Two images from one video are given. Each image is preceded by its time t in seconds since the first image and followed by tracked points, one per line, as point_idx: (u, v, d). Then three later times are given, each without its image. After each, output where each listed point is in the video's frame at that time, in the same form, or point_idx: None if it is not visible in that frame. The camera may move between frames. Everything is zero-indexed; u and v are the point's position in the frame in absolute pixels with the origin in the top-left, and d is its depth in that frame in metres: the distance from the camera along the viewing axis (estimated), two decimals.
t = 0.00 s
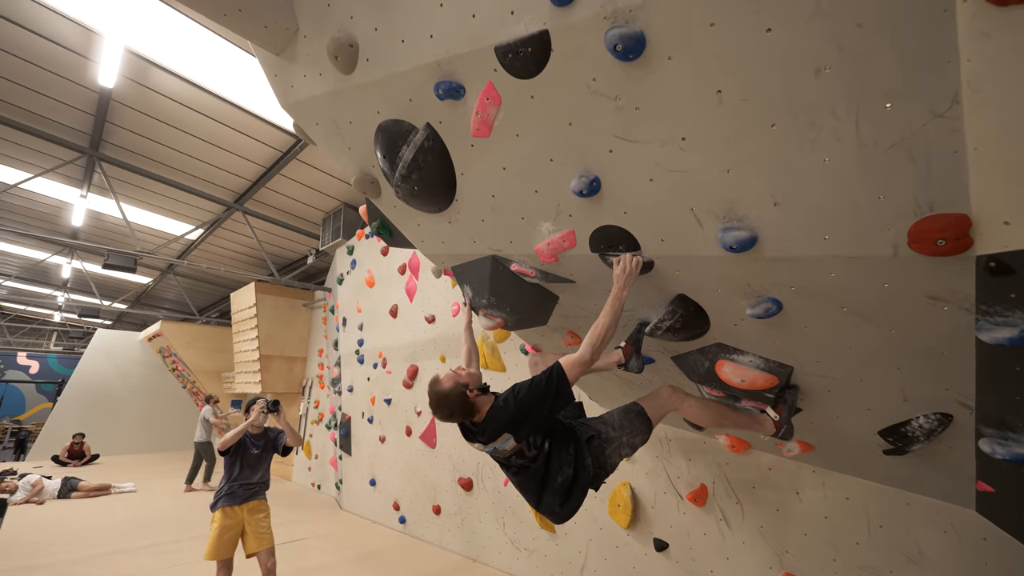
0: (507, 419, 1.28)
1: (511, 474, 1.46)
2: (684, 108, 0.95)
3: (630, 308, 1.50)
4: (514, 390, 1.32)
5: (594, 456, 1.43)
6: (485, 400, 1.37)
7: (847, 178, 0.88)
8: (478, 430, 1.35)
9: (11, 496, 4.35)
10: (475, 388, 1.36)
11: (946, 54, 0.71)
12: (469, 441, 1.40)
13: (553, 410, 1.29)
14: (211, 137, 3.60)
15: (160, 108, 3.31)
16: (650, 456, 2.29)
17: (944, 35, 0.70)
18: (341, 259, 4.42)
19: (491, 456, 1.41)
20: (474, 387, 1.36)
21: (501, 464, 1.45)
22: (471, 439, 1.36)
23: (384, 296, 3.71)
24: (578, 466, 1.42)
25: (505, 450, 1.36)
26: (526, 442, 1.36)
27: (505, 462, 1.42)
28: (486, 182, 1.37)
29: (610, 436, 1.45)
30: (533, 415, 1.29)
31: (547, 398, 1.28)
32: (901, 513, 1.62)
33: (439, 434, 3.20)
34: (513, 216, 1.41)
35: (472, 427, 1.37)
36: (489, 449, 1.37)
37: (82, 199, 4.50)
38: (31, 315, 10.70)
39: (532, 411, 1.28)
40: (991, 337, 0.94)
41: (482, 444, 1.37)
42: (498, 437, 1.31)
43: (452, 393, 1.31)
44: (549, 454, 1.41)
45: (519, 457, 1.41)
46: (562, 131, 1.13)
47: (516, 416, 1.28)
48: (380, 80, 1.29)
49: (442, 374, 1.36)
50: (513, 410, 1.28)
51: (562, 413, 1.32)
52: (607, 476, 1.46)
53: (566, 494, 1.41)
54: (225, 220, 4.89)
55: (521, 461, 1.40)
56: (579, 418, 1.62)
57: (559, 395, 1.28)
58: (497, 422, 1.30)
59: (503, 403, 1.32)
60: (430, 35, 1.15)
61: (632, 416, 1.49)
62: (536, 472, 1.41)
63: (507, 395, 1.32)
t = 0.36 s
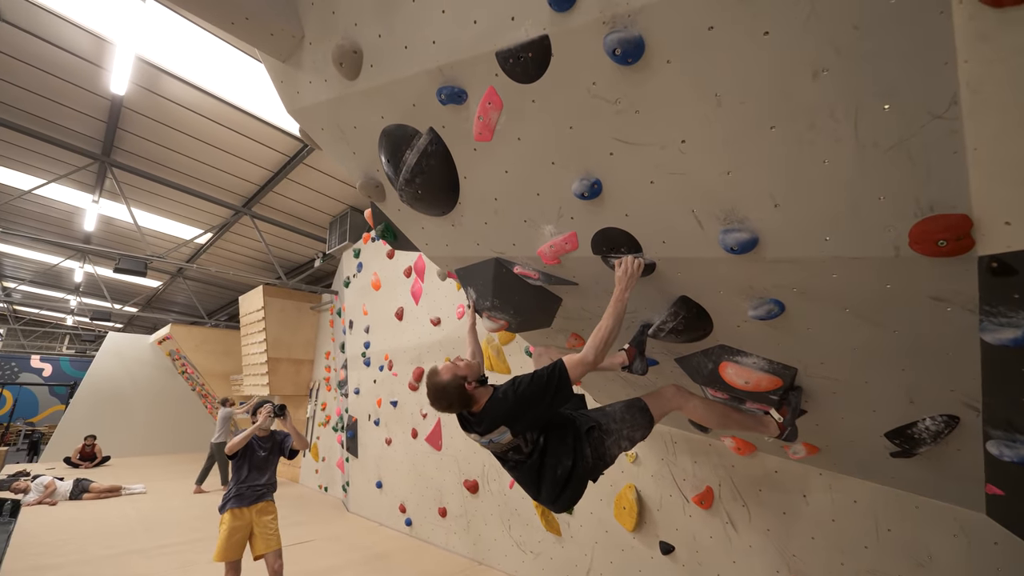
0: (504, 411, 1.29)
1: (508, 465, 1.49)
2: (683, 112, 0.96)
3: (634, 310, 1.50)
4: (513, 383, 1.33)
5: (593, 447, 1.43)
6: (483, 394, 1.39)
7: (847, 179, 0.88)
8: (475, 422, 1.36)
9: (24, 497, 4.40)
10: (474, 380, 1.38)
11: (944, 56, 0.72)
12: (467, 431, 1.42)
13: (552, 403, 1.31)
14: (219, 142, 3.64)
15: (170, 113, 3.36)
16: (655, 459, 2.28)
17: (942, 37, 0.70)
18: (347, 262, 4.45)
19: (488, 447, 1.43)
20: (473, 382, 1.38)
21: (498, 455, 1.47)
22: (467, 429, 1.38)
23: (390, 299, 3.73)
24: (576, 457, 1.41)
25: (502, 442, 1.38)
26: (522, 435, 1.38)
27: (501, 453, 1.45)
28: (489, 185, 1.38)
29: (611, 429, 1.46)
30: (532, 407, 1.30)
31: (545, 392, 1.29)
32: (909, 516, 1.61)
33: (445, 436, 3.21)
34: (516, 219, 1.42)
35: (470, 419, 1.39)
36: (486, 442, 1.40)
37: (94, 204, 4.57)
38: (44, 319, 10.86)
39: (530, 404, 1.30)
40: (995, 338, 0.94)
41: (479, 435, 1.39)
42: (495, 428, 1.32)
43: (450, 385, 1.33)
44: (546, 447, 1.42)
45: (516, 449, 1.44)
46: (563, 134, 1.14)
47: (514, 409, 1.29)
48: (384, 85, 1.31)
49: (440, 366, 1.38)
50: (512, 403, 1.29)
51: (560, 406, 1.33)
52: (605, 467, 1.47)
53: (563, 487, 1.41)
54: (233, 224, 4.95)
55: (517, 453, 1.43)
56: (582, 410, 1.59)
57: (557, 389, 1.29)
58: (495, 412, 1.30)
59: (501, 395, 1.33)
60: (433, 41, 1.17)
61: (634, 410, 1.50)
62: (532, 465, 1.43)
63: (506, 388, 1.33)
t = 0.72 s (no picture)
0: (507, 421, 1.30)
1: (514, 471, 1.50)
2: (677, 113, 0.97)
3: (632, 310, 1.50)
4: (514, 392, 1.32)
5: (597, 454, 1.43)
6: (486, 402, 1.41)
7: (841, 179, 0.88)
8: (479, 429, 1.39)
9: (28, 499, 4.43)
10: (480, 387, 1.39)
11: (934, 55, 0.72)
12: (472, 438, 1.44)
13: (554, 411, 1.30)
14: (221, 145, 3.66)
15: (172, 117, 3.39)
16: (656, 460, 2.28)
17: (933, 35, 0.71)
18: (349, 265, 4.47)
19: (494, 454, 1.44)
20: (479, 389, 1.40)
21: (504, 461, 1.49)
22: (473, 438, 1.41)
23: (392, 301, 3.74)
24: (581, 465, 1.41)
25: (506, 450, 1.39)
26: (526, 442, 1.39)
27: (507, 460, 1.46)
28: (487, 187, 1.39)
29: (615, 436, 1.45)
30: (534, 415, 1.29)
31: (545, 401, 1.28)
32: (909, 517, 1.60)
33: (446, 438, 3.21)
34: (514, 220, 1.42)
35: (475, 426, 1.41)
36: (491, 450, 1.41)
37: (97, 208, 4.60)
38: (49, 322, 10.92)
39: (532, 413, 1.29)
40: (991, 337, 0.93)
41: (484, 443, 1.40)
42: (499, 437, 1.33)
43: (455, 385, 1.37)
44: (550, 454, 1.43)
45: (521, 456, 1.44)
46: (559, 135, 1.14)
47: (516, 419, 1.29)
48: (381, 88, 1.32)
49: (454, 363, 1.41)
50: (513, 412, 1.29)
51: (562, 414, 1.32)
52: (609, 474, 1.47)
53: (567, 494, 1.42)
54: (235, 227, 4.97)
55: (522, 460, 1.43)
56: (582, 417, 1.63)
57: (558, 397, 1.28)
58: (497, 421, 1.31)
59: (503, 404, 1.34)
60: (429, 44, 1.18)
61: (635, 415, 1.49)
62: (537, 471, 1.44)
63: (507, 396, 1.33)
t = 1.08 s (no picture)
0: (499, 417, 1.30)
1: (503, 471, 1.49)
2: (668, 113, 0.97)
3: (627, 310, 1.50)
4: (507, 389, 1.33)
5: (589, 464, 1.43)
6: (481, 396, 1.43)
7: (832, 179, 0.88)
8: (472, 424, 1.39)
9: (31, 500, 4.45)
10: (481, 380, 1.43)
11: (921, 54, 0.72)
12: (464, 434, 1.44)
13: (546, 409, 1.30)
14: (220, 146, 3.67)
15: (171, 119, 3.40)
16: (653, 460, 2.28)
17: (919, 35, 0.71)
18: (349, 266, 4.49)
19: (484, 452, 1.44)
20: (481, 381, 1.43)
21: (494, 460, 1.48)
22: (465, 433, 1.42)
23: (391, 302, 3.75)
24: (570, 472, 1.42)
25: (497, 447, 1.39)
26: (517, 440, 1.39)
27: (497, 458, 1.45)
28: (481, 188, 1.40)
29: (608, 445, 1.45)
30: (527, 414, 1.30)
31: (538, 399, 1.29)
32: (906, 517, 1.60)
33: (445, 438, 3.21)
34: (508, 220, 1.43)
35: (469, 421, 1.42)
36: (482, 446, 1.40)
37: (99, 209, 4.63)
38: (52, 324, 10.97)
39: (524, 410, 1.29)
40: (982, 336, 0.94)
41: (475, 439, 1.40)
42: (491, 433, 1.33)
43: (459, 368, 1.41)
44: (541, 455, 1.43)
45: (511, 455, 1.44)
46: (552, 135, 1.15)
47: (508, 415, 1.29)
48: (376, 89, 1.32)
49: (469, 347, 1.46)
50: (506, 409, 1.29)
51: (553, 415, 1.33)
52: (600, 486, 1.46)
53: (555, 498, 1.41)
54: (236, 228, 4.99)
55: (512, 459, 1.43)
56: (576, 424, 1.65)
57: (550, 396, 1.29)
58: (490, 417, 1.31)
59: (496, 401, 1.34)
60: (423, 45, 1.18)
61: (630, 430, 1.49)
62: (527, 472, 1.43)
63: (501, 393, 1.33)
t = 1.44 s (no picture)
0: (492, 415, 1.30)
1: (496, 471, 1.48)
2: (655, 111, 0.97)
3: (619, 309, 1.51)
4: (502, 388, 1.33)
5: (582, 469, 1.43)
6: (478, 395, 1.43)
7: (818, 177, 0.88)
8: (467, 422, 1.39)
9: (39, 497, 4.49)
10: (479, 380, 1.43)
11: (904, 52, 0.72)
12: (459, 432, 1.44)
13: (540, 409, 1.31)
14: (221, 148, 3.70)
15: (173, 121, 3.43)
16: (651, 460, 2.28)
17: (900, 33, 0.70)
18: (350, 266, 4.51)
19: (478, 450, 1.44)
20: (479, 381, 1.43)
21: (488, 459, 1.48)
22: (460, 431, 1.42)
23: (392, 301, 3.77)
24: (563, 474, 1.42)
25: (490, 446, 1.39)
26: (511, 439, 1.39)
27: (490, 457, 1.45)
28: (474, 187, 1.40)
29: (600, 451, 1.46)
30: (520, 414, 1.30)
31: (532, 398, 1.29)
32: (903, 517, 1.59)
33: (445, 438, 3.22)
34: (501, 219, 1.43)
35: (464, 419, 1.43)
36: (475, 444, 1.40)
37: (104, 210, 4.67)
38: (60, 324, 11.08)
39: (517, 409, 1.29)
40: (971, 335, 0.93)
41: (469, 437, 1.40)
42: (484, 432, 1.32)
43: (458, 363, 1.42)
44: (534, 455, 1.42)
45: (505, 455, 1.43)
46: (541, 134, 1.15)
47: (502, 413, 1.28)
48: (368, 90, 1.33)
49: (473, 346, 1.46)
50: (499, 408, 1.29)
51: (547, 415, 1.33)
52: (592, 492, 1.46)
53: (548, 499, 1.41)
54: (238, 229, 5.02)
55: (505, 458, 1.43)
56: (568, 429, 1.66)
57: (543, 396, 1.30)
58: (483, 415, 1.31)
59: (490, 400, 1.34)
60: (413, 45, 1.19)
61: (624, 436, 1.49)
62: (520, 472, 1.43)
63: (496, 392, 1.34)
